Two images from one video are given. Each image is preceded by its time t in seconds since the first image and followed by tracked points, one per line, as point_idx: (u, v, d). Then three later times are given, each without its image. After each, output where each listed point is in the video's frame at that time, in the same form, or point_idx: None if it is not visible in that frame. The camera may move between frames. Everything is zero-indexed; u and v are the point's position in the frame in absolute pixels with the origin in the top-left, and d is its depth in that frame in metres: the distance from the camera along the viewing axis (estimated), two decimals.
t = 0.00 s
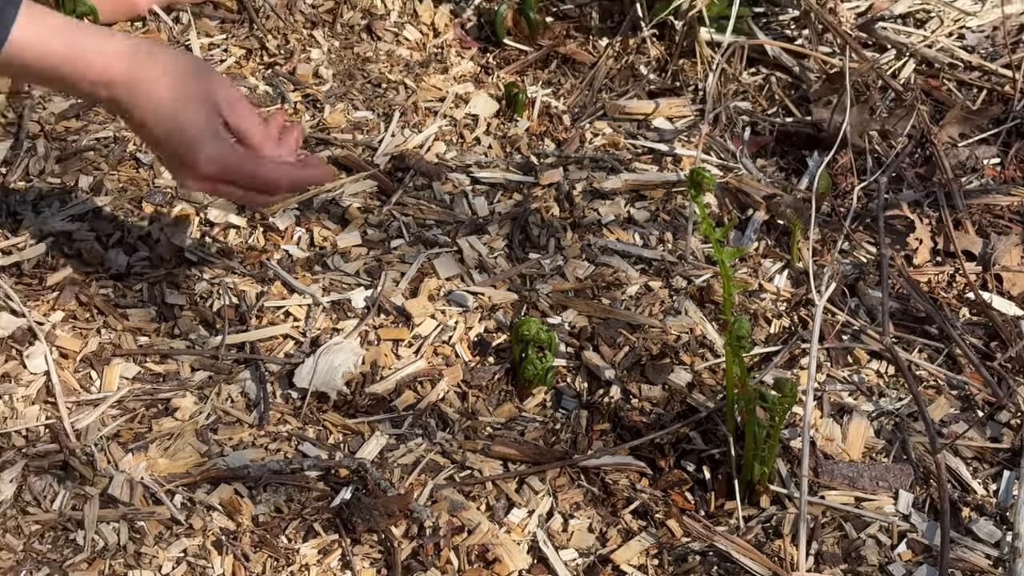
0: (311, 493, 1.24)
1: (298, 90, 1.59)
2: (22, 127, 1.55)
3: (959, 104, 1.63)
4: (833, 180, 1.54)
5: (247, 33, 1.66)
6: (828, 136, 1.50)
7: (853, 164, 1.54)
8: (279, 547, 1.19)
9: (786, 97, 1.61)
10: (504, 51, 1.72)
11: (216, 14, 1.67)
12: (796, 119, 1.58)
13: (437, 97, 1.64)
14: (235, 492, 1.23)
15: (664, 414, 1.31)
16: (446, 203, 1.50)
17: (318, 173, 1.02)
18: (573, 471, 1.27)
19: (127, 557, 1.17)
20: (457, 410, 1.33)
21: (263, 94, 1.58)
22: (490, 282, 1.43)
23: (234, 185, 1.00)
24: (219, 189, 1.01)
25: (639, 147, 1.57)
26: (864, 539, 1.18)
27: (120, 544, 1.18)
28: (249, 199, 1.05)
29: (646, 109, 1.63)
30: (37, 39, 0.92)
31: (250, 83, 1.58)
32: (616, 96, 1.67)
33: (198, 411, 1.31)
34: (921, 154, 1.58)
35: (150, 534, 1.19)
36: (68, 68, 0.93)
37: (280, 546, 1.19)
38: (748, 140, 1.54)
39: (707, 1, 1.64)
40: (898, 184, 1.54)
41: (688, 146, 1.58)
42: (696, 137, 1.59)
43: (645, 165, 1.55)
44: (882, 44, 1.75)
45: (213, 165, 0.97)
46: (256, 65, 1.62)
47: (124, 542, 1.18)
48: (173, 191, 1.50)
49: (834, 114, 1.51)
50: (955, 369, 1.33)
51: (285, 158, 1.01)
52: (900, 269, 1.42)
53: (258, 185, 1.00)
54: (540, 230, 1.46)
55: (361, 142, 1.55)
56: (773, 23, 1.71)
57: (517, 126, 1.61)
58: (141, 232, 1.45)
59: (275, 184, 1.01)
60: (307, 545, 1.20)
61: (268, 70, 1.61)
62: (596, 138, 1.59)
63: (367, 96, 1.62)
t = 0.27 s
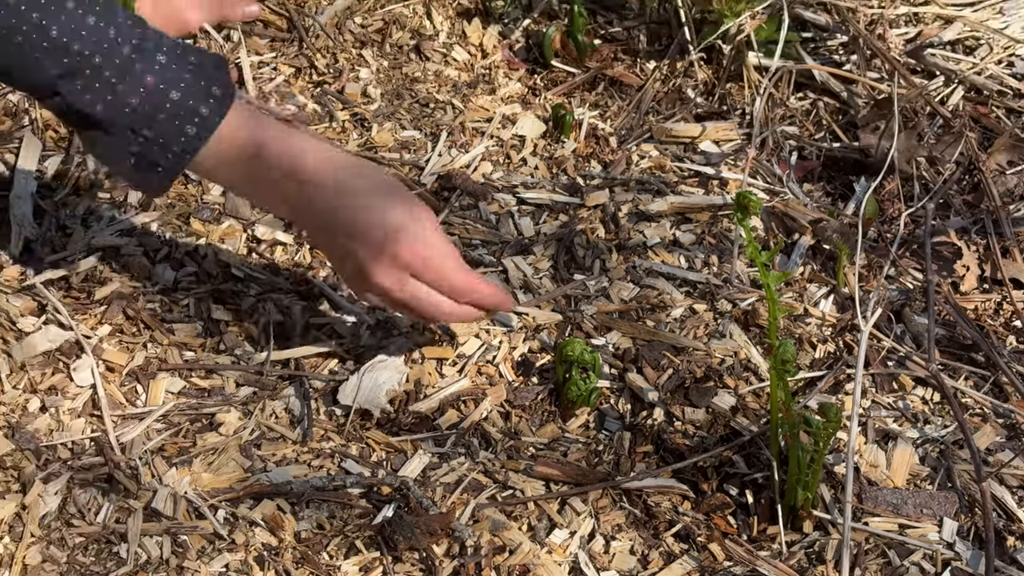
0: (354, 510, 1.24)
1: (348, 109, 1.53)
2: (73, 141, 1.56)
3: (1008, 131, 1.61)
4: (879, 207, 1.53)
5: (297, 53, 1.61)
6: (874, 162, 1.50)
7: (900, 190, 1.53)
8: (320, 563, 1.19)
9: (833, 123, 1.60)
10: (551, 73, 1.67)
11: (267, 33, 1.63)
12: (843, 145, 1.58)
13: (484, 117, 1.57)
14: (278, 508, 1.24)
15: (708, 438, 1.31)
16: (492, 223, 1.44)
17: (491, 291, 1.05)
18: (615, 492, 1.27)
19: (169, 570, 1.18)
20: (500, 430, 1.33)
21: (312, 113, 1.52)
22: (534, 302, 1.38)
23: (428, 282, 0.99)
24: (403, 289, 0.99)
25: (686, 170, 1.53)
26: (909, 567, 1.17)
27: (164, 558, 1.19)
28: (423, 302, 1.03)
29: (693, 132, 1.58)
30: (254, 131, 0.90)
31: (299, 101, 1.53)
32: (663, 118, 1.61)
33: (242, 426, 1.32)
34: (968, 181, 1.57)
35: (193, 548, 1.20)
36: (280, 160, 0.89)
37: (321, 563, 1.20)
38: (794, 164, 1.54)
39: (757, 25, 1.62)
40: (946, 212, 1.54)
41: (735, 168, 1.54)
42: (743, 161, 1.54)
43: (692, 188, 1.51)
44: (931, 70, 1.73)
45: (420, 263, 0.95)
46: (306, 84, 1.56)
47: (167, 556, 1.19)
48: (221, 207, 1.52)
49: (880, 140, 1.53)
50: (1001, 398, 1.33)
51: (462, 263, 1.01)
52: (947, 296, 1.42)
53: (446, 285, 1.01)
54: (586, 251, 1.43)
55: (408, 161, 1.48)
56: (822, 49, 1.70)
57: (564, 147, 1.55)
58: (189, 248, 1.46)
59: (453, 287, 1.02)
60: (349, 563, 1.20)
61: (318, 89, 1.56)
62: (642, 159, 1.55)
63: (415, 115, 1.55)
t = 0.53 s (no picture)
0: (391, 527, 1.25)
1: (391, 128, 1.54)
2: (118, 155, 1.57)
3: None
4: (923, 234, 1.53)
5: (341, 71, 1.62)
6: (919, 188, 1.50)
7: (945, 217, 1.52)
8: None
9: (877, 148, 1.59)
10: (595, 95, 1.66)
11: (313, 51, 1.64)
12: (887, 171, 1.57)
13: (528, 138, 1.57)
14: (315, 523, 1.25)
15: (746, 462, 1.30)
16: (534, 244, 1.42)
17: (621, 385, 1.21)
18: (653, 514, 1.27)
19: None
20: (538, 450, 1.34)
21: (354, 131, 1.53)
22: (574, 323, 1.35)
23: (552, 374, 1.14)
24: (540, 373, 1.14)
25: (728, 194, 1.53)
26: None
27: (201, 571, 1.20)
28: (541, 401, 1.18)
29: (736, 156, 1.57)
30: (385, 205, 1.09)
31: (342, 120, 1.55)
32: (706, 141, 1.60)
33: (281, 441, 1.33)
34: (1014, 209, 1.56)
35: (231, 562, 1.21)
36: (422, 241, 1.10)
37: None
38: (837, 189, 1.53)
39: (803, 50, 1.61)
40: (990, 239, 1.54)
41: (777, 194, 1.54)
42: (785, 186, 1.54)
43: (734, 212, 1.50)
44: (977, 97, 1.71)
45: (559, 332, 1.14)
46: (350, 103, 1.57)
47: (205, 569, 1.20)
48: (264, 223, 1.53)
49: (925, 167, 1.51)
50: None
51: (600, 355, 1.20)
52: (990, 324, 1.42)
53: (582, 365, 1.16)
54: (627, 273, 1.42)
55: (450, 180, 1.48)
56: (867, 74, 1.70)
57: (607, 169, 1.55)
58: (231, 262, 1.47)
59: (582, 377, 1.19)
60: None
61: (361, 108, 1.57)
62: (684, 183, 1.54)
63: (457, 135, 1.55)
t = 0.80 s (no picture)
0: (424, 537, 1.25)
1: (428, 139, 1.58)
2: (158, 164, 1.60)
3: None
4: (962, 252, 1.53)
5: (380, 82, 1.67)
6: (959, 206, 1.50)
7: (983, 235, 1.53)
8: None
9: (917, 165, 1.59)
10: (632, 109, 1.67)
11: (351, 62, 1.69)
12: (926, 188, 1.56)
13: (565, 151, 1.59)
14: (350, 532, 1.25)
15: (782, 477, 1.29)
16: (570, 256, 1.44)
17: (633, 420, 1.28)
18: (686, 529, 1.26)
19: None
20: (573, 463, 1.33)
21: (393, 142, 1.57)
22: (610, 336, 1.36)
23: (565, 415, 1.26)
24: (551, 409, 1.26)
25: (766, 210, 1.53)
26: None
27: None
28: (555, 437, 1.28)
29: (774, 171, 1.58)
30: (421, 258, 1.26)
31: (380, 130, 1.59)
32: (744, 157, 1.60)
33: (316, 450, 1.33)
34: None
35: (266, 569, 1.21)
36: (451, 292, 1.28)
37: None
38: (876, 206, 1.53)
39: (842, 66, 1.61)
40: None
41: (815, 210, 1.53)
42: (823, 203, 1.54)
43: (772, 228, 1.50)
44: (1019, 116, 1.67)
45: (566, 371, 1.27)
46: (388, 114, 1.62)
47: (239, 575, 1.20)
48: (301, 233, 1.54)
49: (964, 185, 1.51)
50: None
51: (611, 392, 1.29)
52: None
53: (588, 401, 1.26)
54: (663, 287, 1.42)
55: (487, 193, 1.51)
56: (907, 91, 1.69)
57: (644, 183, 1.56)
58: (269, 272, 1.49)
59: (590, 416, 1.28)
60: None
61: (400, 119, 1.62)
62: (722, 198, 1.55)
63: (495, 147, 1.58)
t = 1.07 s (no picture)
0: (461, 537, 1.23)
1: (471, 140, 1.60)
2: (201, 161, 1.62)
3: None
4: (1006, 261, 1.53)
5: (423, 83, 1.69)
6: (1004, 214, 1.49)
7: None
8: None
9: (962, 173, 1.58)
10: (675, 113, 1.68)
11: (395, 62, 1.71)
12: (971, 196, 1.56)
13: (607, 154, 1.61)
14: (387, 531, 1.23)
15: (821, 484, 1.27)
16: (610, 259, 1.45)
17: (682, 410, 1.25)
18: (724, 534, 1.24)
19: None
20: (611, 466, 1.30)
21: (435, 142, 1.59)
22: (649, 339, 1.36)
23: (616, 411, 1.24)
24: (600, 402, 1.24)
25: (808, 215, 1.53)
26: None
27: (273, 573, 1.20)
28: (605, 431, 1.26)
29: (818, 176, 1.57)
30: (467, 255, 1.26)
31: (423, 131, 1.61)
32: (788, 162, 1.60)
33: (354, 449, 1.32)
34: None
35: (303, 566, 1.20)
36: (497, 288, 1.27)
37: None
38: (919, 214, 1.53)
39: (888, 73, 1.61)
40: None
41: (859, 216, 1.52)
42: (867, 210, 1.53)
43: (814, 233, 1.50)
44: None
45: (613, 364, 1.25)
46: (430, 114, 1.64)
47: (277, 572, 1.20)
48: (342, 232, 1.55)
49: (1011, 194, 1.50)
50: None
51: (659, 382, 1.27)
52: None
53: (637, 397, 1.25)
54: (704, 291, 1.42)
55: (529, 195, 1.53)
56: (954, 98, 1.68)
57: (686, 186, 1.57)
58: (310, 270, 1.49)
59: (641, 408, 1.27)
60: None
61: (442, 120, 1.63)
62: (764, 203, 1.55)
63: (537, 149, 1.60)
